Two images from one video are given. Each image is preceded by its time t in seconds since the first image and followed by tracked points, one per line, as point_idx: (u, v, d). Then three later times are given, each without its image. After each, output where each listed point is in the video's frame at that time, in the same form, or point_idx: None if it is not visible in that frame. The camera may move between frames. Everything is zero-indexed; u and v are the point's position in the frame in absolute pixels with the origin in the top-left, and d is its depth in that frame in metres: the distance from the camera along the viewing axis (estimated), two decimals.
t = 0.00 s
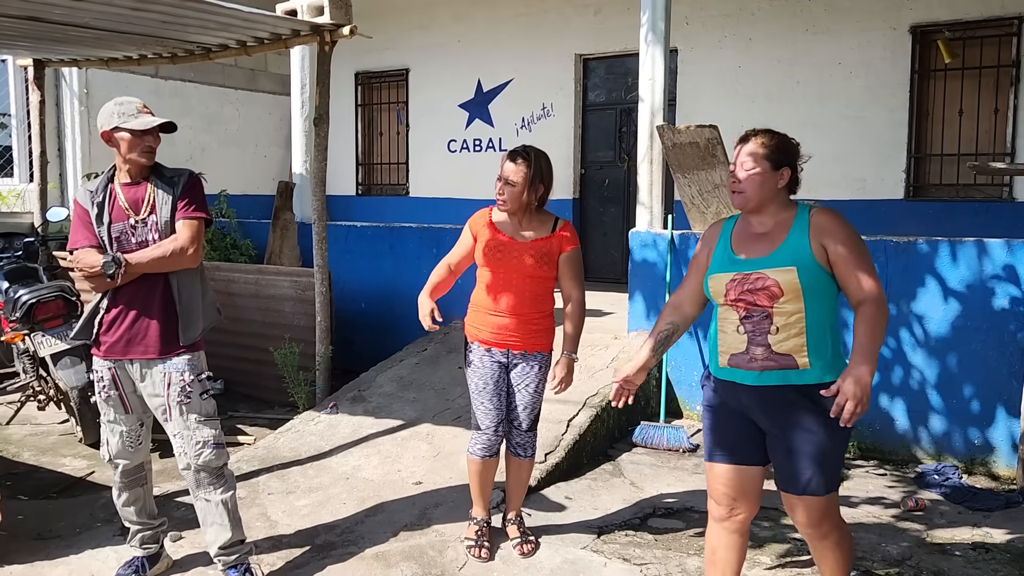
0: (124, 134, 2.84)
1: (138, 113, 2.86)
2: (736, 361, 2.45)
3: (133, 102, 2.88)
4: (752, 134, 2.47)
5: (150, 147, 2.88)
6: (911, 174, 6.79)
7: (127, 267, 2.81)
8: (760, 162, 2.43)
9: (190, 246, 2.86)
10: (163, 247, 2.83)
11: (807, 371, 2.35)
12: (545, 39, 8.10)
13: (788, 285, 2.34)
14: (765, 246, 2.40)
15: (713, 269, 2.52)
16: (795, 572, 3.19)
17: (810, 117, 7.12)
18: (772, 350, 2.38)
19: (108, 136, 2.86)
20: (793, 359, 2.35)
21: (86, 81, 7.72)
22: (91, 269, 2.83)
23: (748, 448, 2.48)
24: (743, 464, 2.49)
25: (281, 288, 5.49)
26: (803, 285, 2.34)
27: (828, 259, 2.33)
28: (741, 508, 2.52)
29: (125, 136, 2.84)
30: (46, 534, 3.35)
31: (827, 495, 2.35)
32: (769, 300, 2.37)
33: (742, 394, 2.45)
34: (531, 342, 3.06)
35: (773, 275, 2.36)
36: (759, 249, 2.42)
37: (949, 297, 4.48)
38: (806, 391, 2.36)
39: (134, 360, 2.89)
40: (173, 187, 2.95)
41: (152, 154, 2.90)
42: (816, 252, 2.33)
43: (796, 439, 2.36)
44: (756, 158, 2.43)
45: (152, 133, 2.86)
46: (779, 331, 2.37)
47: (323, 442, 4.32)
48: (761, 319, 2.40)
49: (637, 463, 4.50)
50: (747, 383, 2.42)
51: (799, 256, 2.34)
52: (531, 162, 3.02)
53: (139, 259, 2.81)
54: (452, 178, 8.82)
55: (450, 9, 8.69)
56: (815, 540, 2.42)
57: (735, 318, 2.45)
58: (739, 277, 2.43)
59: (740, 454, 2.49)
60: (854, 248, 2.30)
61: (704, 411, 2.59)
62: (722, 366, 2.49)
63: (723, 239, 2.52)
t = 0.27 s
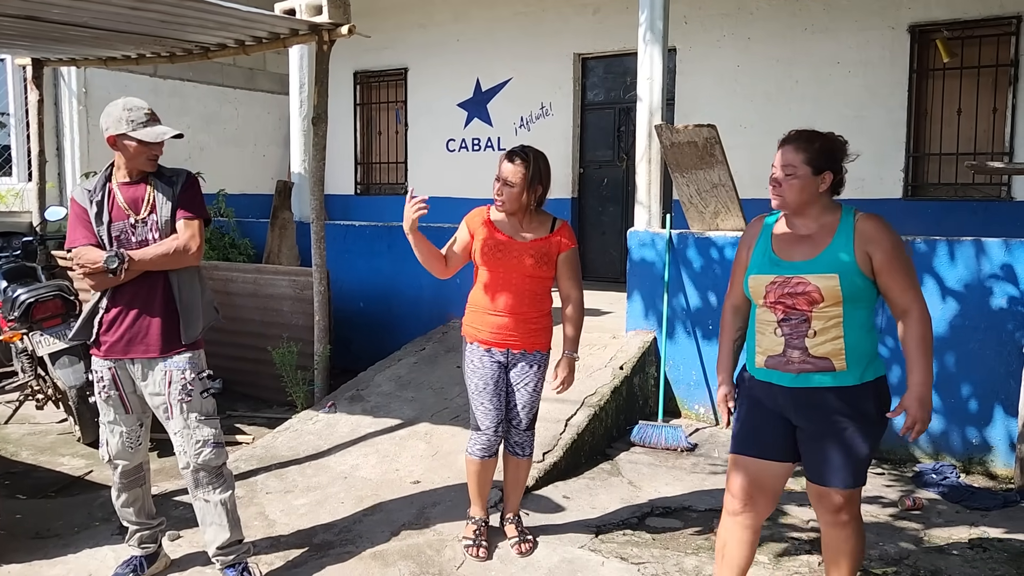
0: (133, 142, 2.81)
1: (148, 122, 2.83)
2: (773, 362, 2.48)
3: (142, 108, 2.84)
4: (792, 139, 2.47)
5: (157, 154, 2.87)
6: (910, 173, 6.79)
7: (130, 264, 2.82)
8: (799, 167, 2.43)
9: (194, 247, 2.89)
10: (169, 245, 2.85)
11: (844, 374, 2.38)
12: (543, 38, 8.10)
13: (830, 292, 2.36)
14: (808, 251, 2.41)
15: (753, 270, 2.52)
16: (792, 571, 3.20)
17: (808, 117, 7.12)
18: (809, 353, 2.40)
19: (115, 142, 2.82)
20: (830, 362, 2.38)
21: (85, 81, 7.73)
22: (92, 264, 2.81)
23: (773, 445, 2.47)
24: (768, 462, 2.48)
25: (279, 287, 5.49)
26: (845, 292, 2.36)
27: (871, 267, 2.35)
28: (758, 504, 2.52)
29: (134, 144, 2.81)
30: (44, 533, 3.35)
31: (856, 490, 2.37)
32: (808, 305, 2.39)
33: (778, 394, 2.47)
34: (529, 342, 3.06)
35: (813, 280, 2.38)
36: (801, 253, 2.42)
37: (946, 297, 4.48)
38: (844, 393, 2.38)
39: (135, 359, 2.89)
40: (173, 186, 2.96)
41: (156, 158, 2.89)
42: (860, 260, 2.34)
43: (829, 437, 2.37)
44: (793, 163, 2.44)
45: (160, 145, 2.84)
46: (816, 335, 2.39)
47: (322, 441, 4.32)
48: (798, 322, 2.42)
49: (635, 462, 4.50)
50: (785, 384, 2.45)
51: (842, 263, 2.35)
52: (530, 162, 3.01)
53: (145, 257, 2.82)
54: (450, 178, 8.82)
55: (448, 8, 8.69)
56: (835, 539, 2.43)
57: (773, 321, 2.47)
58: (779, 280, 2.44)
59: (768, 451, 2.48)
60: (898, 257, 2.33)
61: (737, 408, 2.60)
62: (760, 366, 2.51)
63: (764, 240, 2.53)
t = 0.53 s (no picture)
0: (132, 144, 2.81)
1: (148, 126, 2.82)
2: (783, 355, 2.50)
3: (144, 113, 2.84)
4: (812, 138, 2.46)
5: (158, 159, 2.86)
6: (910, 172, 6.79)
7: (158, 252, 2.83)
8: (819, 168, 2.42)
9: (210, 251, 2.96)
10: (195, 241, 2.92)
11: (853, 370, 2.39)
12: (543, 38, 8.10)
13: (842, 289, 2.38)
14: (824, 247, 2.42)
15: (769, 263, 2.54)
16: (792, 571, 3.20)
17: (808, 117, 7.12)
18: (818, 348, 2.42)
19: (115, 143, 2.83)
20: (839, 358, 2.39)
21: (85, 80, 7.73)
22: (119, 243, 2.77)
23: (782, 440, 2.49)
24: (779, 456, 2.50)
25: (279, 287, 5.50)
26: (857, 290, 2.37)
27: (885, 266, 2.36)
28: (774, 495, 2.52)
29: (133, 147, 2.81)
30: (44, 533, 3.36)
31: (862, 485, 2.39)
32: (820, 301, 2.42)
33: (785, 388, 2.49)
34: (528, 341, 3.06)
35: (826, 277, 2.40)
36: (816, 250, 2.44)
37: (947, 297, 4.48)
38: (852, 390, 2.40)
39: (136, 361, 2.89)
40: (176, 191, 2.97)
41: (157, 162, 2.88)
42: (874, 259, 2.36)
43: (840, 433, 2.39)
44: (813, 164, 2.43)
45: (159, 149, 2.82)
46: (827, 331, 2.41)
47: (322, 440, 4.32)
48: (810, 317, 2.44)
49: (635, 462, 4.50)
50: (794, 377, 2.47)
51: (855, 262, 2.36)
52: (531, 162, 3.01)
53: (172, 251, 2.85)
54: (450, 177, 8.82)
55: (448, 8, 8.69)
56: (838, 536, 2.46)
57: (785, 315, 2.49)
58: (794, 275, 2.46)
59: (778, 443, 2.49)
60: (913, 257, 2.33)
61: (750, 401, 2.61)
62: (771, 359, 2.54)
63: (780, 236, 2.54)
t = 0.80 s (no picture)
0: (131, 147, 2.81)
1: (146, 128, 2.82)
2: (776, 351, 2.52)
3: (141, 115, 2.83)
4: (817, 140, 2.44)
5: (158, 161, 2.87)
6: (911, 173, 6.79)
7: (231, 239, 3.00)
8: (827, 171, 2.41)
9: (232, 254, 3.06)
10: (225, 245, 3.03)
11: (844, 365, 2.40)
12: (544, 38, 8.10)
13: (834, 286, 2.40)
14: (819, 242, 2.44)
15: (764, 260, 2.56)
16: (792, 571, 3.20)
17: (809, 117, 7.12)
18: (809, 344, 2.44)
19: (115, 147, 2.83)
20: (830, 353, 2.41)
21: (86, 80, 7.73)
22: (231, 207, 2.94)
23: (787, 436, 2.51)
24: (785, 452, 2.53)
25: (280, 287, 5.50)
26: (849, 287, 2.39)
27: (879, 264, 2.36)
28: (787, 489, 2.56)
29: (132, 151, 2.81)
30: (45, 533, 3.36)
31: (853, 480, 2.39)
32: (813, 297, 2.43)
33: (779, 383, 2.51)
34: (529, 342, 3.06)
35: (819, 274, 2.41)
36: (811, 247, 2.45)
37: (947, 297, 4.48)
38: (843, 385, 2.40)
39: (140, 362, 2.90)
40: (177, 193, 2.99)
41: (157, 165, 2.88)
42: (867, 257, 2.36)
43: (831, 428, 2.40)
44: (821, 166, 2.41)
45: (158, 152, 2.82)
46: (818, 327, 2.42)
47: (322, 440, 4.33)
48: (802, 313, 2.46)
49: (636, 462, 4.50)
50: (786, 372, 2.49)
51: (848, 259, 2.37)
52: (532, 163, 3.01)
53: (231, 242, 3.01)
54: (451, 178, 8.82)
55: (449, 8, 8.69)
56: (836, 531, 2.46)
57: (779, 311, 2.52)
58: (788, 271, 2.48)
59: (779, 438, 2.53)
60: (907, 256, 2.33)
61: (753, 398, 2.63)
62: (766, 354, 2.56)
63: (777, 233, 2.56)
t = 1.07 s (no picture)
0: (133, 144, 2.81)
1: (145, 122, 2.82)
2: (767, 352, 2.55)
3: (136, 110, 2.83)
4: (802, 153, 2.40)
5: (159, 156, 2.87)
6: (912, 173, 6.79)
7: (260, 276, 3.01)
8: (817, 184, 2.39)
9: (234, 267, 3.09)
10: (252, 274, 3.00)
11: (833, 362, 2.42)
12: (545, 38, 8.10)
13: (815, 287, 2.42)
14: (799, 248, 2.45)
15: (748, 266, 2.58)
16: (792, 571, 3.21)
17: (810, 117, 7.12)
18: (798, 344, 2.46)
19: (115, 145, 2.81)
20: (818, 351, 2.43)
21: (87, 81, 7.74)
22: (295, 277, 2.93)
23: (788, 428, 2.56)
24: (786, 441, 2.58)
25: (281, 288, 5.51)
26: (831, 287, 2.40)
27: (857, 261, 2.38)
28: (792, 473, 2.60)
29: (135, 147, 2.81)
30: (46, 533, 3.37)
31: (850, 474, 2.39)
32: (797, 299, 2.46)
33: (774, 381, 2.54)
34: (530, 343, 3.06)
35: (800, 276, 2.43)
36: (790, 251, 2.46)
37: (947, 297, 4.48)
38: (832, 379, 2.42)
39: (151, 362, 2.90)
40: (179, 193, 3.00)
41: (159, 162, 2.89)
42: (843, 256, 2.38)
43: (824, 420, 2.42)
44: (812, 179, 2.38)
45: (158, 144, 2.83)
46: (805, 327, 2.45)
47: (323, 440, 4.33)
48: (788, 315, 2.48)
49: (636, 462, 4.51)
50: (778, 371, 2.51)
51: (826, 260, 2.39)
52: (532, 163, 3.02)
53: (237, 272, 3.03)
54: (452, 178, 8.83)
55: (450, 8, 8.69)
56: (830, 523, 2.45)
57: (766, 313, 2.54)
58: (771, 276, 2.50)
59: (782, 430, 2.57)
60: (883, 251, 2.33)
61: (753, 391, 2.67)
62: (759, 355, 2.58)
63: (759, 239, 2.56)
